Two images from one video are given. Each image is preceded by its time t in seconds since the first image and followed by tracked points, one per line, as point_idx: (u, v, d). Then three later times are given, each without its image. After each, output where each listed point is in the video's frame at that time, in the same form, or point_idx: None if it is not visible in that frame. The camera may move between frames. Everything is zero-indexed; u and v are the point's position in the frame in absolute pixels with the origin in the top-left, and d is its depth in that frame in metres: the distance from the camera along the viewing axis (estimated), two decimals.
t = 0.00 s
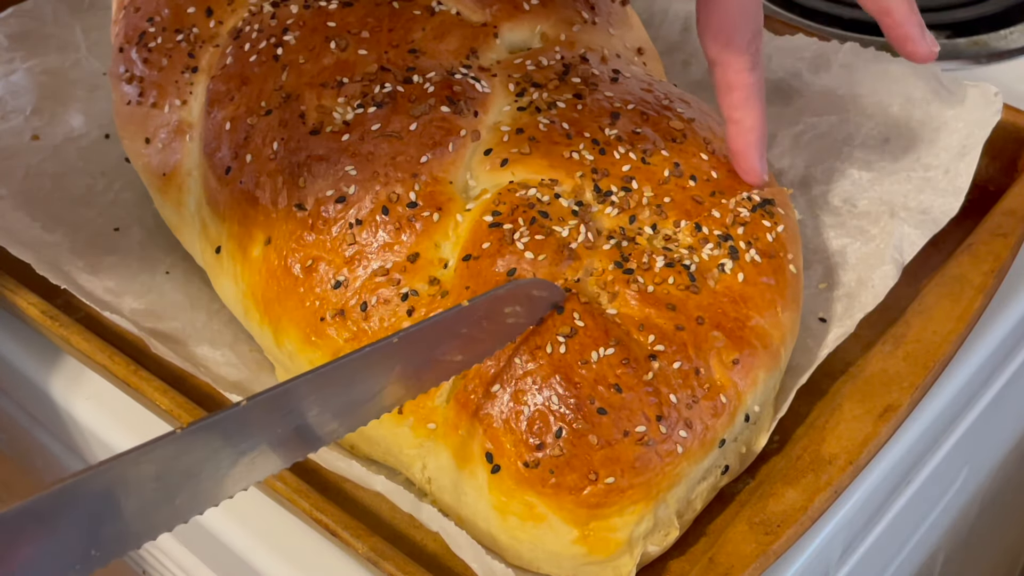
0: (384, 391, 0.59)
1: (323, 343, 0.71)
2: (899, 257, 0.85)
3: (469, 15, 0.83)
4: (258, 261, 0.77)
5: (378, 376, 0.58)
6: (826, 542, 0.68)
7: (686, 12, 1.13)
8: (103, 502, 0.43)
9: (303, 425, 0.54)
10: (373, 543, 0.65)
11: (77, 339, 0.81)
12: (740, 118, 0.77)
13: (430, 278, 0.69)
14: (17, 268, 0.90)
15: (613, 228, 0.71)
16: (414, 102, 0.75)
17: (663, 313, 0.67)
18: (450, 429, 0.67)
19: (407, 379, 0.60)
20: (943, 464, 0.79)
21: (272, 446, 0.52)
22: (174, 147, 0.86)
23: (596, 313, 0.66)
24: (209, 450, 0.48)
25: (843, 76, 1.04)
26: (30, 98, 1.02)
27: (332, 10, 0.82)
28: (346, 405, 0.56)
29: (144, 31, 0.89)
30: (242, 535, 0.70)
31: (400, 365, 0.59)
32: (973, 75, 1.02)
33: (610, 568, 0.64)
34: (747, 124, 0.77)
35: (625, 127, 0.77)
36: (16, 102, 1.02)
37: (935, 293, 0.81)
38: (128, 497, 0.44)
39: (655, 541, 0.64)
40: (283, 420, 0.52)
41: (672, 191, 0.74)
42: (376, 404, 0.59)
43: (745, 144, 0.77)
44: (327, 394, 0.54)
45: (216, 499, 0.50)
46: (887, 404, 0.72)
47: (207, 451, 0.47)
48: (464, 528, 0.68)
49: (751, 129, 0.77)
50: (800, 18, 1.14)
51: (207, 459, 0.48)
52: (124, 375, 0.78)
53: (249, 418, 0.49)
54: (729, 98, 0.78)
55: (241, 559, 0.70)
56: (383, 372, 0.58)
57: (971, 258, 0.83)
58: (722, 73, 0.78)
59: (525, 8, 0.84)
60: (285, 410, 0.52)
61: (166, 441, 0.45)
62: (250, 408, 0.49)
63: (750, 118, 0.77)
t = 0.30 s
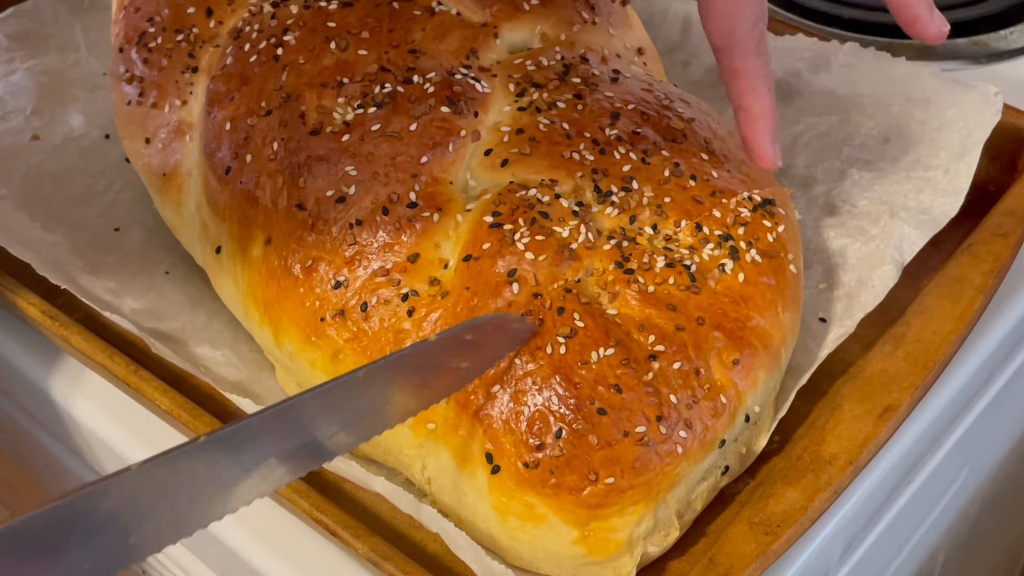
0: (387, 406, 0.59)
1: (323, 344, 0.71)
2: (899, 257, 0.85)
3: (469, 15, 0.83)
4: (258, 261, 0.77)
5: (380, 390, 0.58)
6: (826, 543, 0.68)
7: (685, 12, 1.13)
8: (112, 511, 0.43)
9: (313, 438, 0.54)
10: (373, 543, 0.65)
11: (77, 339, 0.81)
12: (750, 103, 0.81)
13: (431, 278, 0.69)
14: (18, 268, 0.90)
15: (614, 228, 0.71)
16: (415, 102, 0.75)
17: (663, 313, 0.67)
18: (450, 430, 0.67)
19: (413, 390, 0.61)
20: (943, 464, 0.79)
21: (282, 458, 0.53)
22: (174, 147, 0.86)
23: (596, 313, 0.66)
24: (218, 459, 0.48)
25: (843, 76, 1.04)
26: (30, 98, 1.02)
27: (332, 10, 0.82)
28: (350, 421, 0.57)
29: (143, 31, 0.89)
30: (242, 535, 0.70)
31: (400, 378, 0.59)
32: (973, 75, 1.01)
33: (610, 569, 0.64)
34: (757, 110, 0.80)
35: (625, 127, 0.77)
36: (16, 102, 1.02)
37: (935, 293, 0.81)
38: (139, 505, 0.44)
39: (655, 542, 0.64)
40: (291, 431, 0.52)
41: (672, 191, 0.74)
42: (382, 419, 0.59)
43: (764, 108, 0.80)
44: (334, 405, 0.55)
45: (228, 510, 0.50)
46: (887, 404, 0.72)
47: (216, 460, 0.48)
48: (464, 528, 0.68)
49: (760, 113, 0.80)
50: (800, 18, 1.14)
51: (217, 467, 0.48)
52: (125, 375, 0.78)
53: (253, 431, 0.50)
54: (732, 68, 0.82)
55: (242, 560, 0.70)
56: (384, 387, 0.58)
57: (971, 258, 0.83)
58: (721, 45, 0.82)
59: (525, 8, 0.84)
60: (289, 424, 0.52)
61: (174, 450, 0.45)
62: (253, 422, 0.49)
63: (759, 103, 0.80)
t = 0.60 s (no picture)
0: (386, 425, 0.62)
1: (323, 343, 0.72)
2: (900, 258, 0.85)
3: (469, 15, 0.83)
4: (259, 260, 0.77)
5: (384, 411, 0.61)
6: (826, 542, 0.68)
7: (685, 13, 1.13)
8: (151, 529, 0.46)
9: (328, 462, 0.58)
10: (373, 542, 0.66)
11: (76, 338, 0.81)
12: (736, 129, 0.74)
13: (431, 278, 0.69)
14: (18, 268, 0.90)
15: (614, 228, 0.71)
16: (415, 102, 0.75)
17: (669, 312, 0.67)
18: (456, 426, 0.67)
19: (415, 411, 0.63)
20: (943, 463, 0.79)
21: (300, 478, 0.56)
22: (174, 147, 0.86)
23: (603, 309, 0.66)
24: (247, 474, 0.51)
25: (843, 77, 1.04)
26: (30, 98, 1.02)
27: (332, 10, 0.82)
28: (353, 439, 0.59)
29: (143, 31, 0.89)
30: (243, 533, 0.70)
31: (402, 400, 0.62)
32: (973, 74, 1.02)
33: (610, 568, 0.64)
34: (745, 139, 0.74)
35: (625, 127, 0.77)
36: (16, 102, 1.02)
37: (935, 294, 0.81)
38: (172, 522, 0.47)
39: (656, 541, 0.65)
40: (312, 454, 0.56)
41: (673, 191, 0.73)
42: (380, 436, 0.62)
43: (749, 137, 0.74)
44: (352, 428, 0.59)
45: (246, 523, 0.53)
46: (887, 404, 0.72)
47: (246, 475, 0.51)
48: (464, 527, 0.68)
49: (748, 142, 0.74)
50: (800, 18, 1.14)
51: (245, 482, 0.52)
52: (125, 375, 0.78)
53: (267, 452, 0.52)
54: (714, 98, 0.74)
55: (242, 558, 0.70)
56: (388, 408, 0.61)
57: (971, 258, 0.83)
58: (702, 75, 0.74)
59: (525, 9, 0.84)
60: (300, 445, 0.54)
61: (214, 465, 0.48)
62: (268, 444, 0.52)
63: (748, 129, 0.74)
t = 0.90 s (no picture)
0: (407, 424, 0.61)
1: (323, 344, 0.72)
2: (900, 258, 0.84)
3: (469, 15, 0.83)
4: (259, 261, 0.77)
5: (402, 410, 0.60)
6: (826, 542, 0.68)
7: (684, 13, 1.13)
8: (159, 526, 0.45)
9: (340, 465, 0.56)
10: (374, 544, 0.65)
11: (75, 337, 0.81)
12: (734, 133, 0.73)
13: (431, 279, 0.69)
14: (18, 268, 0.90)
15: (614, 229, 0.71)
16: (415, 102, 0.75)
17: (671, 313, 0.67)
18: (456, 428, 0.67)
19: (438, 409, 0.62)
20: (943, 464, 0.79)
21: (312, 478, 0.55)
22: (174, 147, 0.86)
23: (606, 309, 0.66)
24: (256, 475, 0.51)
25: (843, 77, 1.04)
26: (30, 98, 1.02)
27: (332, 10, 0.82)
28: (372, 437, 0.58)
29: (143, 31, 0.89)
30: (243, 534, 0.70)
31: (423, 398, 0.61)
32: (973, 74, 1.01)
33: (610, 569, 0.64)
34: (743, 142, 0.74)
35: (625, 127, 0.77)
36: (16, 102, 1.02)
37: (936, 294, 0.80)
38: (179, 523, 0.47)
39: (656, 542, 0.65)
40: (322, 457, 0.55)
41: (673, 192, 0.73)
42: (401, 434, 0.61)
43: (748, 139, 0.74)
44: (364, 428, 0.58)
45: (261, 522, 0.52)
46: (887, 404, 0.72)
47: (257, 476, 0.51)
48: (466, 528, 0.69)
49: (746, 146, 0.74)
50: (799, 18, 1.14)
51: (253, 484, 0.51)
52: (125, 375, 0.78)
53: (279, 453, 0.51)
54: (710, 102, 0.73)
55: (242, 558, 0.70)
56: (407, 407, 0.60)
57: (971, 258, 0.83)
58: (696, 78, 0.73)
59: (525, 9, 0.84)
60: (314, 445, 0.54)
61: (219, 467, 0.47)
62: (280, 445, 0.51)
63: (744, 132, 0.73)
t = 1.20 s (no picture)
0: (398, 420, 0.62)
1: (323, 344, 0.72)
2: (900, 259, 0.84)
3: (470, 16, 0.83)
4: (258, 260, 0.77)
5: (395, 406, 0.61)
6: (826, 542, 0.68)
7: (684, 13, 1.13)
8: (162, 516, 0.46)
9: (332, 460, 0.58)
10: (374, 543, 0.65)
11: (75, 337, 0.81)
12: (746, 139, 0.73)
13: (431, 279, 0.69)
14: (18, 268, 0.90)
15: (614, 229, 0.70)
16: (415, 102, 0.75)
17: (675, 312, 0.67)
18: (458, 426, 0.67)
19: (428, 406, 0.63)
20: (943, 463, 0.79)
21: (309, 472, 0.56)
22: (174, 147, 0.86)
23: (609, 307, 0.66)
24: (253, 468, 0.51)
25: (843, 77, 1.04)
26: (30, 98, 1.02)
27: (332, 10, 0.82)
28: (365, 434, 0.60)
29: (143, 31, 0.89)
30: (243, 533, 0.70)
31: (416, 396, 0.62)
32: (973, 74, 1.02)
33: (610, 568, 0.64)
34: (755, 147, 0.73)
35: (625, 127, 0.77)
36: (16, 102, 1.02)
37: (936, 294, 0.81)
38: (180, 515, 0.47)
39: (657, 541, 0.65)
40: (317, 451, 0.56)
41: (673, 192, 0.73)
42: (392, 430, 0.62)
43: (759, 144, 0.73)
44: (362, 429, 0.59)
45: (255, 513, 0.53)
46: (887, 404, 0.72)
47: (254, 468, 0.51)
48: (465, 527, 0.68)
49: (758, 151, 0.73)
50: (799, 18, 1.14)
51: (253, 476, 0.52)
52: (125, 375, 0.78)
53: (278, 447, 0.52)
54: (720, 109, 0.73)
55: (242, 556, 0.70)
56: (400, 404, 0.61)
57: (972, 258, 0.83)
58: (707, 86, 0.72)
59: (525, 9, 0.84)
60: (310, 440, 0.55)
61: (224, 458, 0.48)
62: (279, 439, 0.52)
63: (756, 138, 0.73)
